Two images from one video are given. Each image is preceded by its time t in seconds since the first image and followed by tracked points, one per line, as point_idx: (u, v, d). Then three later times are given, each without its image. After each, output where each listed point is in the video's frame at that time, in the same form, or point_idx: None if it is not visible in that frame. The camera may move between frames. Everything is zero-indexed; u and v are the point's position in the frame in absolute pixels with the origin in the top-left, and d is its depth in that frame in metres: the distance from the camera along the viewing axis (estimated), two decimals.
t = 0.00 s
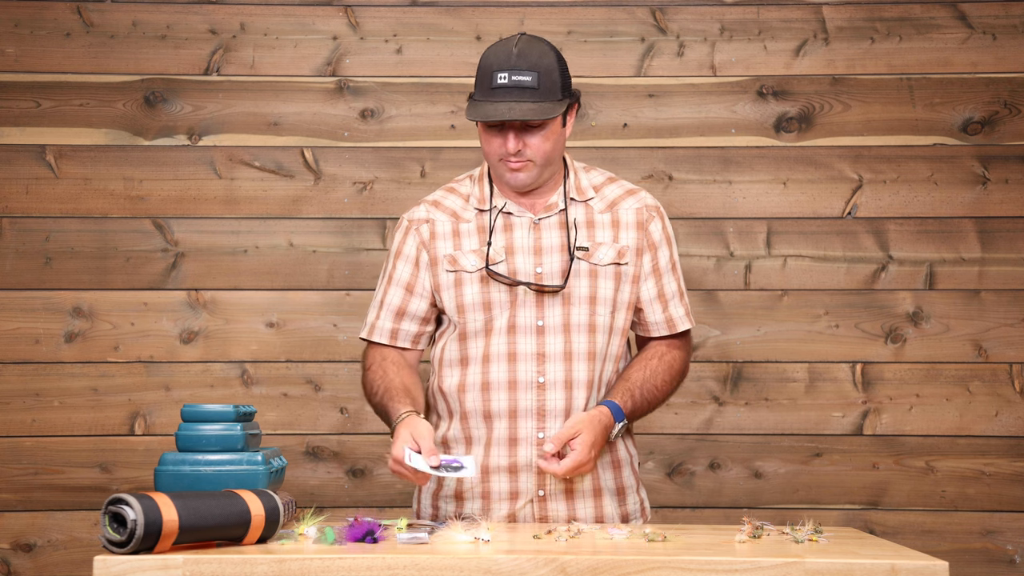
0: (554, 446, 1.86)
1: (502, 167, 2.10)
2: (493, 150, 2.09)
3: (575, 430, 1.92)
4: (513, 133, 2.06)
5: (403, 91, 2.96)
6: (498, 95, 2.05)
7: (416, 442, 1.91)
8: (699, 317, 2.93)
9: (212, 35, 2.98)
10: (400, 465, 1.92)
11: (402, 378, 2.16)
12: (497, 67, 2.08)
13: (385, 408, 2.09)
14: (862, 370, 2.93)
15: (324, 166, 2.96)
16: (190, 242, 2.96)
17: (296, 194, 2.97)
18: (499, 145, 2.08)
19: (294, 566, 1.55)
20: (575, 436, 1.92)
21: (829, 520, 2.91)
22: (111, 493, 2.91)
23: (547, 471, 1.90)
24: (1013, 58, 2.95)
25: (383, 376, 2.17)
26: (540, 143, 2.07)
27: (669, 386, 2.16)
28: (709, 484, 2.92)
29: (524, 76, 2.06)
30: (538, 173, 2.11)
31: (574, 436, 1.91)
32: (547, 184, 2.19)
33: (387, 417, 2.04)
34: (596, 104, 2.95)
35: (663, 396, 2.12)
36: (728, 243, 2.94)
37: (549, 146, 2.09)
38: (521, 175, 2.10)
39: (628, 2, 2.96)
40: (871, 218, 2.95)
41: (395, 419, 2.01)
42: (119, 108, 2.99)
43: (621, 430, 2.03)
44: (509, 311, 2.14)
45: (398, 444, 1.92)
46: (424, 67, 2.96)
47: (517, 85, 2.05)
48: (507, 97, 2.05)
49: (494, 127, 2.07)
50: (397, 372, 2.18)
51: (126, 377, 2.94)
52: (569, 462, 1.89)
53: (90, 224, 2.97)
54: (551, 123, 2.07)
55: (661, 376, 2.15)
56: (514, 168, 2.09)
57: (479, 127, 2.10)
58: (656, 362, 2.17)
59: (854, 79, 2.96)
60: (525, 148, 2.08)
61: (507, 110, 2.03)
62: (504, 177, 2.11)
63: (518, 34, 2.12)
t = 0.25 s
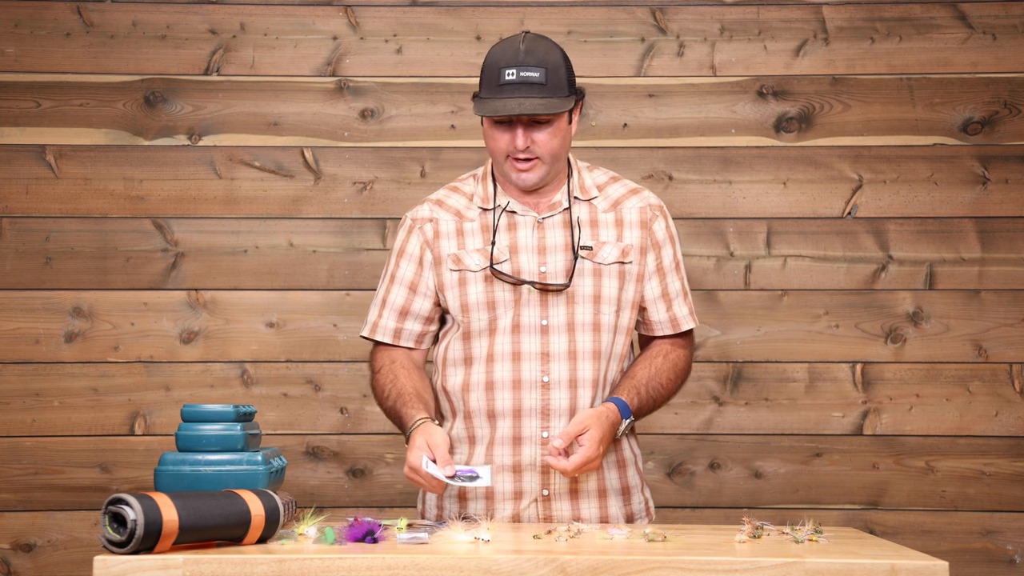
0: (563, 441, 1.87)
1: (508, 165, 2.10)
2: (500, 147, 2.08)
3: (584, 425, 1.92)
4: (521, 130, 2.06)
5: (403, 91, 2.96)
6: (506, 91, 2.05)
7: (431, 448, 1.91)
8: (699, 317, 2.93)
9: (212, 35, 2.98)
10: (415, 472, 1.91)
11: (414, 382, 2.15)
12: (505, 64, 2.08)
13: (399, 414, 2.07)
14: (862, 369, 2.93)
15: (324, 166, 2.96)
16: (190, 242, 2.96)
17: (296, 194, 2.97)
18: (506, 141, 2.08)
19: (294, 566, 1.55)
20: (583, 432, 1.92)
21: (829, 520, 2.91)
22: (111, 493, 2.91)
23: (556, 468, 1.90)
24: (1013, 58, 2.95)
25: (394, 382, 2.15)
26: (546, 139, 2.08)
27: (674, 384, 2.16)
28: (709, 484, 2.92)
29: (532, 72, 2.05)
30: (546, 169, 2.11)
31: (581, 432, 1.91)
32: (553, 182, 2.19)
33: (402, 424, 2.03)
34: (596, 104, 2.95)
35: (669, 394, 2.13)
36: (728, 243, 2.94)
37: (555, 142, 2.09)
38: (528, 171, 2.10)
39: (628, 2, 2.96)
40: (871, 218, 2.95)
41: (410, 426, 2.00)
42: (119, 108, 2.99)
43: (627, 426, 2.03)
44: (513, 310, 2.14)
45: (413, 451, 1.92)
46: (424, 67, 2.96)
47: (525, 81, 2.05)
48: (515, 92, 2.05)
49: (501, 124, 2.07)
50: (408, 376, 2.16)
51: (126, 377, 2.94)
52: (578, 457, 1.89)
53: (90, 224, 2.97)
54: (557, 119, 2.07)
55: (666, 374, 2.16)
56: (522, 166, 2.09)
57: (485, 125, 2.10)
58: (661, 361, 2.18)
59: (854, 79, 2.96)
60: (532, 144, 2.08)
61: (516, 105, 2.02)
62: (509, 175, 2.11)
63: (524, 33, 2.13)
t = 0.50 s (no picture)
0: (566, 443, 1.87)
1: (507, 163, 2.10)
2: (499, 145, 2.08)
3: (587, 426, 1.92)
4: (518, 128, 2.06)
5: (403, 91, 2.96)
6: (504, 90, 2.06)
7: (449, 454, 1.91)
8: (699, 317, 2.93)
9: (212, 35, 2.98)
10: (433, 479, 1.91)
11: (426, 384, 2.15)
12: (505, 63, 2.08)
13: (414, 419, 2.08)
14: (862, 369, 2.93)
15: (324, 166, 2.96)
16: (191, 242, 2.96)
17: (296, 194, 2.97)
18: (505, 140, 2.08)
19: (294, 566, 1.55)
20: (586, 433, 1.93)
21: (829, 520, 2.91)
22: (111, 493, 2.90)
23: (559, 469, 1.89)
24: (1013, 58, 2.95)
25: (406, 385, 2.15)
26: (545, 139, 2.07)
27: (681, 384, 2.15)
28: (709, 484, 2.92)
29: (531, 72, 2.06)
30: (545, 169, 2.10)
31: (585, 433, 1.91)
32: (556, 181, 2.19)
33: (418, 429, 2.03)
34: (596, 104, 2.95)
35: (675, 394, 2.12)
36: (728, 243, 2.94)
37: (555, 142, 2.08)
38: (528, 170, 2.09)
39: (628, 2, 2.96)
40: (871, 218, 2.95)
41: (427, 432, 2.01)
42: (119, 108, 2.99)
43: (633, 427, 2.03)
44: (517, 310, 2.14)
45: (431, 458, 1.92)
46: (424, 67, 2.96)
47: (524, 81, 2.05)
48: (513, 92, 2.05)
49: (500, 122, 2.07)
50: (420, 378, 2.16)
51: (126, 377, 2.94)
52: (583, 458, 1.89)
53: (90, 224, 2.97)
54: (556, 120, 2.07)
55: (672, 373, 2.15)
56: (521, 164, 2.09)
57: (485, 122, 2.10)
58: (667, 360, 2.18)
59: (854, 79, 2.96)
60: (531, 143, 2.08)
61: (512, 104, 2.03)
62: (508, 174, 2.11)
63: (528, 32, 2.13)
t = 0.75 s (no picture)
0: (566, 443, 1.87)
1: (511, 162, 2.10)
2: (503, 144, 2.08)
3: (587, 426, 1.92)
4: (521, 127, 2.06)
5: (403, 91, 2.96)
6: (506, 89, 2.06)
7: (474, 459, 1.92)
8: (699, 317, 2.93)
9: (212, 35, 2.98)
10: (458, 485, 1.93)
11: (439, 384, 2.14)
12: (508, 61, 2.08)
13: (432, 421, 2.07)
14: (862, 369, 2.93)
15: (324, 166, 2.96)
16: (191, 242, 2.96)
17: (296, 194, 2.97)
18: (508, 139, 2.08)
19: (293, 566, 1.55)
20: (587, 433, 1.93)
21: (829, 520, 2.91)
22: (111, 493, 2.91)
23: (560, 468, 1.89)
24: (1013, 58, 2.95)
25: (420, 386, 2.14)
26: (548, 137, 2.07)
27: (686, 385, 2.14)
28: (709, 484, 2.92)
29: (533, 71, 2.06)
30: (548, 168, 2.10)
31: (584, 433, 1.92)
32: (562, 179, 2.18)
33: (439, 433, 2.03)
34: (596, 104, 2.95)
35: (680, 394, 2.11)
36: (728, 243, 2.94)
37: (557, 141, 2.08)
38: (530, 169, 2.09)
39: (628, 2, 2.96)
40: (871, 218, 2.95)
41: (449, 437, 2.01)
42: (118, 108, 2.99)
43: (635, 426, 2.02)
44: (520, 309, 2.15)
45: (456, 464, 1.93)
46: (424, 67, 2.96)
47: (526, 79, 2.05)
48: (515, 90, 2.05)
49: (503, 121, 2.08)
50: (434, 379, 2.15)
51: (126, 377, 2.94)
52: (583, 458, 1.89)
53: (90, 224, 2.97)
54: (559, 118, 2.07)
55: (677, 373, 2.13)
56: (524, 163, 2.08)
57: (489, 122, 2.10)
58: (672, 360, 2.16)
59: (854, 79, 2.96)
60: (534, 142, 2.07)
61: (513, 103, 2.03)
62: (513, 173, 2.11)
63: (531, 31, 2.13)
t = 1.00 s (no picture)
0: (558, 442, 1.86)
1: (511, 164, 2.10)
2: (502, 145, 2.08)
3: (581, 425, 1.92)
4: (519, 128, 2.06)
5: (403, 91, 2.96)
6: (505, 90, 2.06)
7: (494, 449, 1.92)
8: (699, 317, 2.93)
9: (213, 35, 2.98)
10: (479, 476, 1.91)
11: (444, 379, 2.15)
12: (506, 62, 2.09)
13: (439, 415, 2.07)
14: (862, 369, 2.93)
15: (324, 166, 2.96)
16: (191, 242, 2.96)
17: (296, 194, 2.97)
18: (507, 140, 2.08)
19: (294, 566, 1.55)
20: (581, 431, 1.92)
21: (829, 520, 2.91)
22: (111, 493, 2.90)
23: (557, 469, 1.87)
24: (1013, 58, 2.95)
25: (425, 380, 2.14)
26: (547, 139, 2.07)
27: (686, 385, 2.14)
28: (709, 484, 2.92)
29: (530, 72, 2.06)
30: (547, 169, 2.10)
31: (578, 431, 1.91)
32: (563, 180, 2.18)
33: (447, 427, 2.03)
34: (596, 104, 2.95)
35: (679, 395, 2.11)
36: (728, 243, 2.94)
37: (556, 142, 2.08)
38: (529, 171, 2.09)
39: (628, 2, 2.96)
40: (871, 218, 2.95)
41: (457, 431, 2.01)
42: (119, 108, 2.98)
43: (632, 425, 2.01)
44: (521, 310, 2.15)
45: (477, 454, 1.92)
46: (424, 67, 2.96)
47: (523, 81, 2.05)
48: (512, 92, 2.05)
49: (502, 123, 2.08)
50: (439, 374, 2.16)
51: (126, 377, 2.94)
52: (578, 458, 1.88)
53: (90, 224, 2.97)
54: (557, 120, 2.07)
55: (676, 374, 2.13)
56: (523, 165, 2.09)
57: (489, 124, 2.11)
58: (671, 361, 2.15)
59: (854, 79, 2.96)
60: (532, 143, 2.07)
61: (510, 104, 2.03)
62: (513, 174, 2.11)
63: (531, 31, 2.13)
